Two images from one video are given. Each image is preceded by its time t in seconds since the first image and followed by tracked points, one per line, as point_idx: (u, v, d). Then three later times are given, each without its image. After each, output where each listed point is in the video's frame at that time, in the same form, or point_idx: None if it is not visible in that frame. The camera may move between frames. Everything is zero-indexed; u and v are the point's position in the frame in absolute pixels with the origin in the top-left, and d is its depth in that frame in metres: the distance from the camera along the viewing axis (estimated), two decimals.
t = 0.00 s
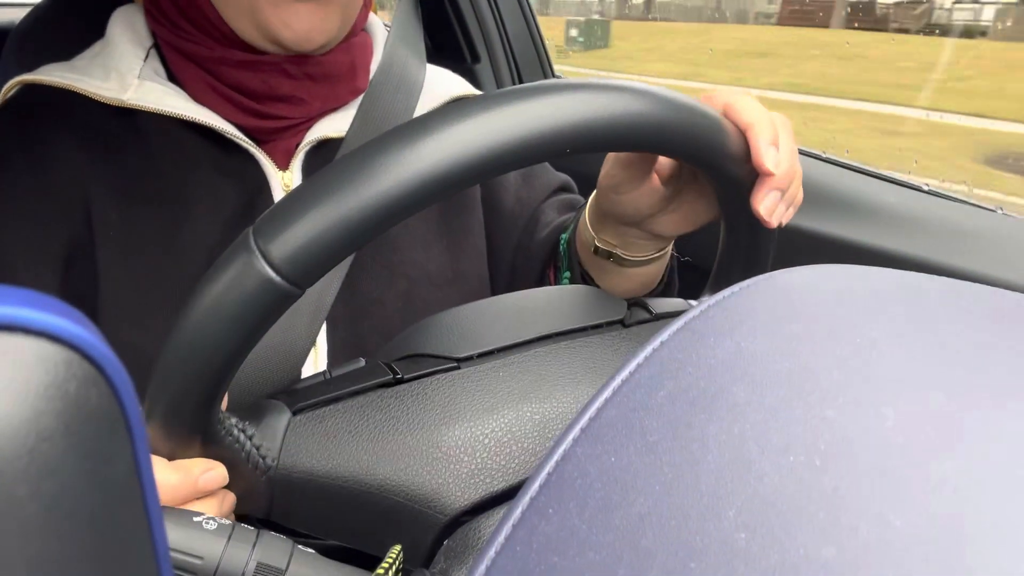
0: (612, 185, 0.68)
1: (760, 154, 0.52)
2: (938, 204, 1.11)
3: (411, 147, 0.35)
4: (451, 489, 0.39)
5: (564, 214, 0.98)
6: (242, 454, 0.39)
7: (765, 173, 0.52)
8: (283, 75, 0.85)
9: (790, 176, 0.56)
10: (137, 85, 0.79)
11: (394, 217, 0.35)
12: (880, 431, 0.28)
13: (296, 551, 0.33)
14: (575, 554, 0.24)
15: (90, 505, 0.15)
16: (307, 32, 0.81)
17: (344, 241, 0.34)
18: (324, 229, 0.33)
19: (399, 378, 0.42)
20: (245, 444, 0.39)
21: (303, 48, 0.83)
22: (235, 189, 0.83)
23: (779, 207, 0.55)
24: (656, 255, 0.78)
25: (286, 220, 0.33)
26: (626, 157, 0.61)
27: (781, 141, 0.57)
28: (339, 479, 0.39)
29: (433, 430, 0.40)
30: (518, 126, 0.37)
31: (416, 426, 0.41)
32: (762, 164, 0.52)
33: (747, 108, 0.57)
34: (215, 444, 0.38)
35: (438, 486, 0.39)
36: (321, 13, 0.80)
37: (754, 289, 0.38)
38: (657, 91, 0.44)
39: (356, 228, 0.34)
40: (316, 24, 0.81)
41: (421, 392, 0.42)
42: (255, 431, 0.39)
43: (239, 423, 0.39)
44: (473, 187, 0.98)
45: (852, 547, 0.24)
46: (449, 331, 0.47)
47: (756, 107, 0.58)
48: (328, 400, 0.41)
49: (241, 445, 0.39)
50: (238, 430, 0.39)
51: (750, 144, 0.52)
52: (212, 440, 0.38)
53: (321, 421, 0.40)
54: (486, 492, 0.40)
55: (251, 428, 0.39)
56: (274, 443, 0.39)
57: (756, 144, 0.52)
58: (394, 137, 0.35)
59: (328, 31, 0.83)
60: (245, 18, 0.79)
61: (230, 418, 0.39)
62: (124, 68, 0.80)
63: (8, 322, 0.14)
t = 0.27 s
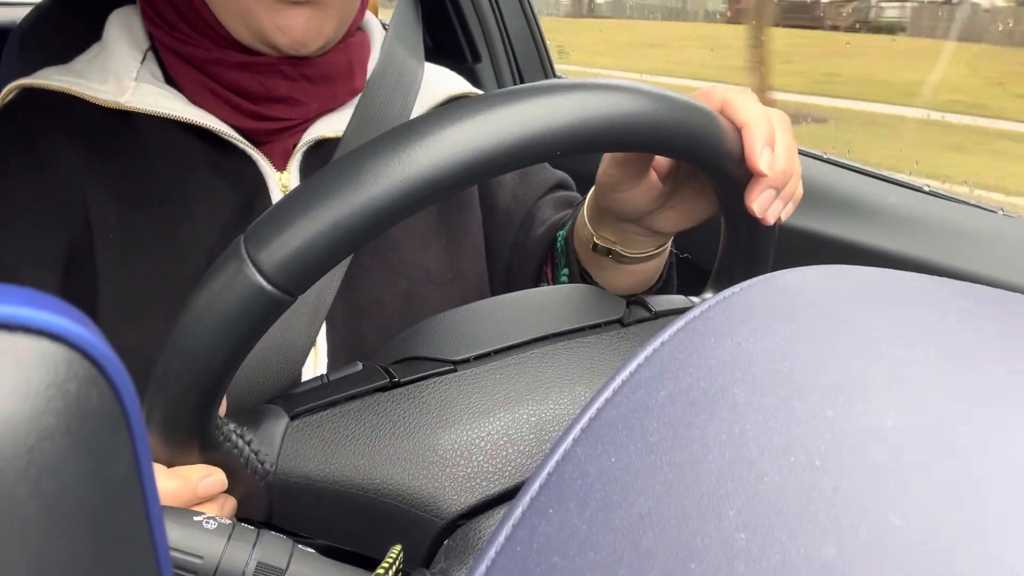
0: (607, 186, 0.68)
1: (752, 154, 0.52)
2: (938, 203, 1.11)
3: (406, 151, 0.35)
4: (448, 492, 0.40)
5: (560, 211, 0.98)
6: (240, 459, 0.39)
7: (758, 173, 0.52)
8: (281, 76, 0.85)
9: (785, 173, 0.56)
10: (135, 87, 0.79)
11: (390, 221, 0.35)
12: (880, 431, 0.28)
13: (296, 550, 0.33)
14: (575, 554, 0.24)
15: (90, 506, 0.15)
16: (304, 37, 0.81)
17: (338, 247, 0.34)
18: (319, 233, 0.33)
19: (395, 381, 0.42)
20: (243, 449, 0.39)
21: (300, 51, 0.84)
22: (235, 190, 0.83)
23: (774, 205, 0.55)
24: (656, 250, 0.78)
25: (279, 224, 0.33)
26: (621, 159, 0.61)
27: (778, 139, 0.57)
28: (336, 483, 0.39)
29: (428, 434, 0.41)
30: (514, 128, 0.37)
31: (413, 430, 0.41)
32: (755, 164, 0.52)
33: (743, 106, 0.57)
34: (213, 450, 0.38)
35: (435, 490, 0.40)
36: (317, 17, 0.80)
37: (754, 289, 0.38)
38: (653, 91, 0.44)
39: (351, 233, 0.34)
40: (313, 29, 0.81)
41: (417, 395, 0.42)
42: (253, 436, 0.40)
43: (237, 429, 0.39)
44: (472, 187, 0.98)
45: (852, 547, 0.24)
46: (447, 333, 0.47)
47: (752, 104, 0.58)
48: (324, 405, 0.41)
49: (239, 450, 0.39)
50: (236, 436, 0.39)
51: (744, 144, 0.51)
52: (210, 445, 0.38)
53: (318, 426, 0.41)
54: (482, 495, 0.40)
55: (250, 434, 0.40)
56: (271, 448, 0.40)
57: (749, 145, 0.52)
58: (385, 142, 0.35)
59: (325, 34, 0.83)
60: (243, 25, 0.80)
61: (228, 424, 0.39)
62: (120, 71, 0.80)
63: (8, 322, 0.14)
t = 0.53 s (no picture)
0: (605, 183, 0.68)
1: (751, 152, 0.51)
2: (939, 203, 1.11)
3: (405, 150, 0.35)
4: (448, 491, 0.40)
5: (560, 208, 0.98)
6: (240, 459, 0.39)
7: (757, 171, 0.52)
8: (282, 71, 0.85)
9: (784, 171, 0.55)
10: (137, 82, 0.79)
11: (389, 221, 0.35)
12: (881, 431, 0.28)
13: (296, 548, 0.33)
14: (575, 552, 0.25)
15: (91, 502, 0.15)
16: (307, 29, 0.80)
17: (337, 247, 0.34)
18: (318, 233, 0.33)
19: (394, 381, 0.42)
20: (243, 449, 0.39)
21: (303, 43, 0.83)
22: (235, 188, 0.83)
23: (773, 203, 0.55)
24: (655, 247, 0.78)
25: (276, 226, 0.33)
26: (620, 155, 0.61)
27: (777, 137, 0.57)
28: (335, 483, 0.39)
29: (428, 433, 0.41)
30: (512, 127, 0.37)
31: (412, 429, 0.41)
32: (755, 163, 0.51)
33: (744, 104, 0.56)
34: (213, 450, 0.38)
35: (434, 489, 0.40)
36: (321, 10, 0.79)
37: (755, 287, 0.38)
38: (652, 89, 0.44)
39: (350, 233, 0.34)
40: (315, 21, 0.80)
41: (417, 394, 0.42)
42: (253, 436, 0.40)
43: (236, 429, 0.39)
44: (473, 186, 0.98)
45: (852, 546, 0.24)
46: (447, 331, 0.47)
47: (753, 102, 0.58)
48: (324, 404, 0.41)
49: (239, 450, 0.39)
50: (236, 435, 0.39)
51: (743, 142, 0.51)
52: (210, 445, 0.38)
53: (317, 425, 0.41)
54: (482, 494, 0.40)
55: (249, 434, 0.40)
56: (271, 448, 0.40)
57: (749, 143, 0.51)
58: (385, 142, 0.35)
59: (328, 26, 0.82)
60: (244, 18, 0.79)
61: (227, 424, 0.39)
62: (123, 66, 0.80)
63: (9, 318, 0.14)
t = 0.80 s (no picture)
0: (605, 185, 0.68)
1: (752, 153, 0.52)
2: (941, 205, 1.11)
3: (403, 154, 0.35)
4: (447, 494, 0.40)
5: (557, 210, 0.97)
6: (240, 463, 0.39)
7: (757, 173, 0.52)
8: (279, 73, 0.85)
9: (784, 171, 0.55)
10: (135, 89, 0.79)
11: (387, 224, 0.35)
12: (881, 433, 0.28)
13: (297, 549, 0.33)
14: (575, 554, 0.25)
15: (91, 504, 0.15)
16: (300, 28, 0.80)
17: (336, 251, 0.34)
18: (316, 237, 0.33)
19: (393, 384, 0.42)
20: (243, 454, 0.39)
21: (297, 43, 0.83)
22: (235, 190, 0.83)
23: (776, 202, 0.55)
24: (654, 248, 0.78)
25: (274, 230, 0.33)
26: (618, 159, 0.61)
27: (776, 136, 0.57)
28: (335, 486, 0.39)
29: (428, 436, 0.41)
30: (512, 129, 0.37)
31: (412, 433, 0.41)
32: (755, 162, 0.52)
33: (742, 104, 0.56)
34: (213, 454, 0.38)
35: (434, 491, 0.40)
36: (314, 9, 0.79)
37: (754, 290, 0.38)
38: (650, 91, 0.44)
39: (348, 236, 0.34)
40: (309, 20, 0.80)
41: (416, 397, 0.42)
42: (252, 440, 0.40)
43: (236, 434, 0.40)
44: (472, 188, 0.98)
45: (853, 547, 0.24)
46: (446, 334, 0.47)
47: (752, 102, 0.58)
48: (323, 408, 0.41)
49: (239, 455, 0.39)
50: (235, 440, 0.39)
51: (743, 142, 0.51)
52: (208, 449, 0.38)
53: (317, 429, 0.41)
54: (482, 496, 0.40)
55: (249, 438, 0.40)
56: (271, 451, 0.40)
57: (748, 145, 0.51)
58: (383, 146, 0.35)
59: (322, 25, 0.82)
60: (238, 18, 0.79)
61: (227, 429, 0.39)
62: (121, 73, 0.80)
63: (7, 320, 0.13)
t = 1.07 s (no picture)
0: (606, 184, 0.68)
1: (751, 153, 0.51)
2: (943, 208, 1.08)
3: (403, 155, 0.35)
4: (449, 496, 0.40)
5: (559, 212, 0.98)
6: (241, 466, 0.39)
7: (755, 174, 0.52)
8: (279, 73, 0.85)
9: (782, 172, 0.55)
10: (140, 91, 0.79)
11: (388, 225, 0.35)
12: (884, 433, 0.28)
13: (298, 551, 0.33)
14: (576, 555, 0.24)
15: (93, 508, 0.15)
16: (297, 25, 0.80)
17: (336, 253, 0.34)
18: (317, 239, 0.33)
19: (394, 387, 0.42)
20: (245, 457, 0.39)
21: (294, 40, 0.83)
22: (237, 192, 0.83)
23: (773, 203, 0.55)
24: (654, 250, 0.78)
25: (275, 231, 0.33)
26: (619, 160, 0.61)
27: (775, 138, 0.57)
28: (336, 489, 0.39)
29: (429, 438, 0.41)
30: (512, 130, 0.37)
31: (413, 435, 0.41)
32: (755, 164, 0.51)
33: (742, 104, 0.56)
34: (214, 457, 0.38)
35: (436, 494, 0.40)
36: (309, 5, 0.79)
37: (757, 291, 0.38)
38: (649, 91, 0.44)
39: (349, 238, 0.34)
40: (305, 18, 0.80)
41: (417, 400, 0.42)
42: (254, 442, 0.40)
43: (237, 436, 0.39)
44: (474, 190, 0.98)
45: (855, 548, 0.24)
46: (448, 336, 0.47)
47: (750, 103, 0.58)
48: (324, 410, 0.41)
49: (240, 457, 0.39)
50: (237, 442, 0.39)
51: (743, 143, 0.51)
52: (211, 451, 0.38)
53: (318, 431, 0.40)
54: (484, 499, 0.40)
55: (251, 441, 0.39)
56: (272, 454, 0.40)
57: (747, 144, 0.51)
58: (384, 148, 0.35)
59: (319, 23, 0.82)
60: (234, 18, 0.80)
61: (229, 432, 0.39)
62: (126, 76, 0.80)
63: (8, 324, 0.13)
